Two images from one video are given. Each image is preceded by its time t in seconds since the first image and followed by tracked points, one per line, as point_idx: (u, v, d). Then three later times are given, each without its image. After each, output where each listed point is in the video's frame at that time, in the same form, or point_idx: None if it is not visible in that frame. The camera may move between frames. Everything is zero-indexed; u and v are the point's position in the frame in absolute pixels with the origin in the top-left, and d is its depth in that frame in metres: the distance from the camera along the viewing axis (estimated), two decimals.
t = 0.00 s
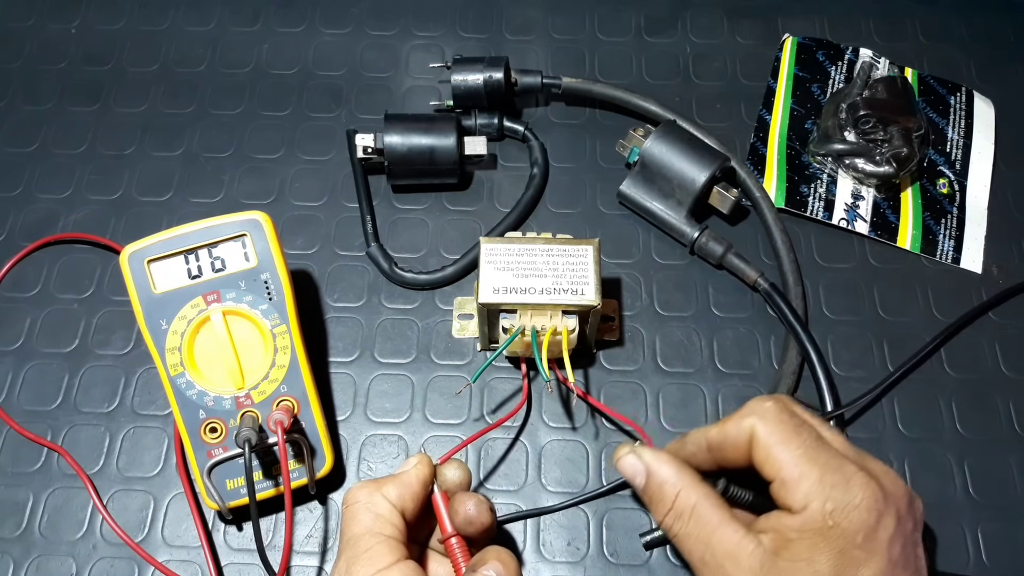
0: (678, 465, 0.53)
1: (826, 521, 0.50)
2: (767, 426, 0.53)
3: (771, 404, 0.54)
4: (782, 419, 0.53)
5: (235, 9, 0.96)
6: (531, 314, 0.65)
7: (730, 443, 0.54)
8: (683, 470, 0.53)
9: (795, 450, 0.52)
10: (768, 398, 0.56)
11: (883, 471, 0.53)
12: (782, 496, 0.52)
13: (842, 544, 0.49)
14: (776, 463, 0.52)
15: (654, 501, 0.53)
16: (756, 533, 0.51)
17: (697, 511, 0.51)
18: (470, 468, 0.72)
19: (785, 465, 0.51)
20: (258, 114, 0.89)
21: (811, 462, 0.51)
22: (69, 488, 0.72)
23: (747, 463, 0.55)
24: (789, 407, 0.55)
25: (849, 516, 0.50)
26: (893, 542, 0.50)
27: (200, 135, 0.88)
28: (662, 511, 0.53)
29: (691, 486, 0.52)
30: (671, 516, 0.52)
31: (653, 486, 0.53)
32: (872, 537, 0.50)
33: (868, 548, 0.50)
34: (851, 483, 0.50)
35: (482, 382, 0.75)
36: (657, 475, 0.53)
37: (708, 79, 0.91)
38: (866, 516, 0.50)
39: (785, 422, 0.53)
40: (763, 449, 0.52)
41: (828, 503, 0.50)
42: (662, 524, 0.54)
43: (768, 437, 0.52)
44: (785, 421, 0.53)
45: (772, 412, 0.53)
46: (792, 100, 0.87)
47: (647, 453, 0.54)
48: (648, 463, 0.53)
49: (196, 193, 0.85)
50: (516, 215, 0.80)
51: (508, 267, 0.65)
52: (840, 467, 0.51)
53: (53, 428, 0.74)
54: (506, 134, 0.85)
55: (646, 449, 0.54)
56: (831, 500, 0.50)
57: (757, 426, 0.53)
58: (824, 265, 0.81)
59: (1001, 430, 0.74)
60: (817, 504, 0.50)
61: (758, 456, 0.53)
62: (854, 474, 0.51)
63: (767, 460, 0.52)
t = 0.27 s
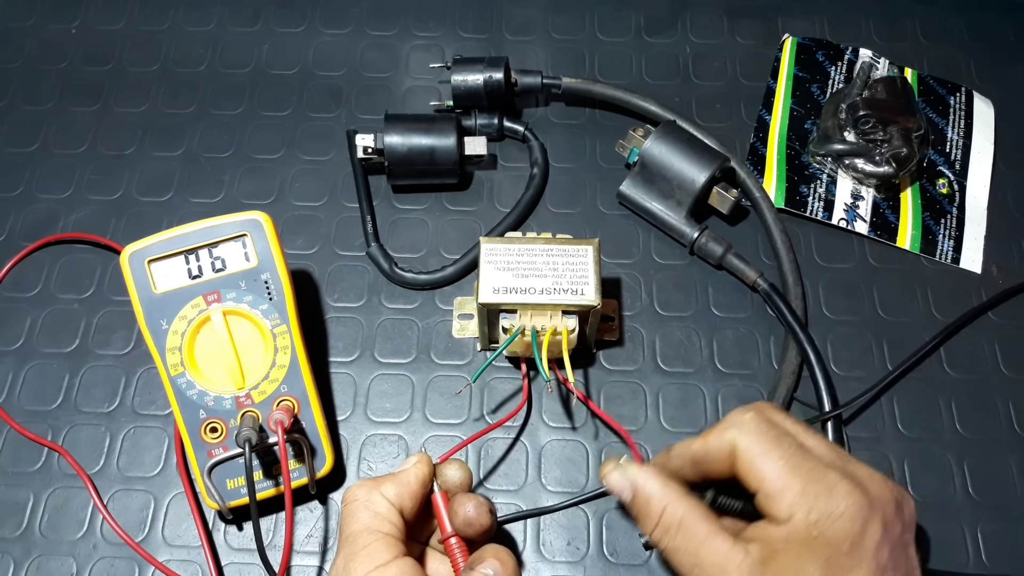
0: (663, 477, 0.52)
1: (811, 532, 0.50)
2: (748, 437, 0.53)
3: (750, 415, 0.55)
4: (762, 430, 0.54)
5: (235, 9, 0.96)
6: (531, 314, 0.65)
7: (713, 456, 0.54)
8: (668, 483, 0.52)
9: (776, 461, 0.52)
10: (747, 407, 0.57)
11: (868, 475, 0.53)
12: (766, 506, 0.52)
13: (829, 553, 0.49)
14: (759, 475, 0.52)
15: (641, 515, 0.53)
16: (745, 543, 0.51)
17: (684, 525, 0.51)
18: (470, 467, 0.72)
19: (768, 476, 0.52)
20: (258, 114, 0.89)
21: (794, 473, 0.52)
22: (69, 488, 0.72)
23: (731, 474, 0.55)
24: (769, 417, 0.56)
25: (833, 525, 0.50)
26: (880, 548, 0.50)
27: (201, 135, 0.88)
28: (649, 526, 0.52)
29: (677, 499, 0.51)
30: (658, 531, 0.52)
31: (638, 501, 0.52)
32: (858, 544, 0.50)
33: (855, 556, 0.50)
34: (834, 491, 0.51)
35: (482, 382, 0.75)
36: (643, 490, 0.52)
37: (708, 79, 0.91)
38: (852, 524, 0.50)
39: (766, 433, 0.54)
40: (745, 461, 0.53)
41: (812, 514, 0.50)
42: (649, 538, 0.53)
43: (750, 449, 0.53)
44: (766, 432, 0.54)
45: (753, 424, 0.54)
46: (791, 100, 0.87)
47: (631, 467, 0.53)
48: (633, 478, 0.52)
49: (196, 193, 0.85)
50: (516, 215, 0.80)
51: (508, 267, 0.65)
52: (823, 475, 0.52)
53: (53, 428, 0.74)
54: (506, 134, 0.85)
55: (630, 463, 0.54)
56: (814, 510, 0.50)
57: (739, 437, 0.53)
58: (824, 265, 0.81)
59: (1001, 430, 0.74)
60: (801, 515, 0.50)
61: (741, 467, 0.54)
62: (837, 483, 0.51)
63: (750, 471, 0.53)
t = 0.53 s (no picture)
0: (663, 481, 0.53)
1: (811, 542, 0.50)
2: (751, 444, 0.52)
3: (754, 419, 0.53)
4: (765, 436, 0.52)
5: (235, 9, 0.96)
6: (531, 314, 0.65)
7: (713, 460, 0.54)
8: (669, 489, 0.53)
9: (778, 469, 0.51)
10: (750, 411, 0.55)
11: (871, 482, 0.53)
12: (766, 514, 0.51)
13: (828, 562, 0.50)
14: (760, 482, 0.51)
15: (642, 519, 0.54)
16: (744, 548, 0.52)
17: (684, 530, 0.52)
18: (470, 468, 0.72)
19: (769, 485, 0.51)
20: (258, 114, 0.89)
21: (796, 483, 0.50)
22: (69, 488, 0.72)
23: (732, 477, 0.55)
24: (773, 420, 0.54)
25: (834, 536, 0.50)
26: (880, 557, 0.50)
27: (200, 135, 0.88)
28: (649, 529, 0.53)
29: (677, 504, 0.52)
30: (658, 535, 0.53)
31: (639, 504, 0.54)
32: (858, 555, 0.50)
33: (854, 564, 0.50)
34: (835, 502, 0.50)
35: (482, 382, 0.75)
36: (644, 493, 0.53)
37: (708, 79, 0.91)
38: (852, 534, 0.50)
39: (770, 439, 0.52)
40: (746, 468, 0.52)
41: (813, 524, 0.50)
42: (650, 540, 0.54)
43: (752, 456, 0.51)
44: (769, 437, 0.52)
45: (755, 429, 0.52)
46: (791, 100, 0.87)
47: (633, 473, 0.54)
48: (634, 482, 0.54)
49: (196, 193, 0.85)
50: (516, 215, 0.80)
51: (508, 267, 0.65)
52: (825, 485, 0.51)
53: (53, 428, 0.74)
54: (506, 134, 0.85)
55: (632, 468, 0.55)
56: (815, 521, 0.50)
57: (740, 444, 0.52)
58: (824, 265, 0.81)
59: (1001, 431, 0.74)
60: (801, 525, 0.50)
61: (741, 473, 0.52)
62: (839, 493, 0.50)
63: (751, 478, 0.51)
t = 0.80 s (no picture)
0: (670, 472, 0.53)
1: (820, 529, 0.50)
2: (761, 434, 0.52)
3: (763, 410, 0.54)
4: (774, 425, 0.53)
5: (235, 9, 0.96)
6: (531, 314, 0.65)
7: (722, 451, 0.54)
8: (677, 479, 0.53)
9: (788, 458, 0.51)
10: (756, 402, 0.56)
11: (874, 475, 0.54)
12: (776, 503, 0.52)
13: (837, 550, 0.50)
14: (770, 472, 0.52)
15: (648, 510, 0.54)
16: (750, 538, 0.52)
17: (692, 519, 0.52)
18: (470, 468, 0.72)
19: (779, 473, 0.51)
20: (258, 114, 0.89)
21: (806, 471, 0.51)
22: (69, 488, 0.72)
23: (739, 468, 0.55)
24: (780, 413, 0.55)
25: (843, 523, 0.50)
26: (887, 547, 0.51)
27: (200, 135, 0.88)
28: (655, 520, 0.53)
29: (684, 494, 0.52)
30: (664, 527, 0.53)
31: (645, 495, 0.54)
32: (867, 543, 0.50)
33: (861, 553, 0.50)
34: (845, 489, 0.51)
35: (482, 382, 0.75)
36: (651, 485, 0.53)
37: (708, 79, 0.91)
38: (861, 522, 0.50)
39: (779, 428, 0.53)
40: (756, 457, 0.52)
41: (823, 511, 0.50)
42: (655, 532, 0.54)
43: (762, 446, 0.52)
44: (778, 428, 0.53)
45: (765, 419, 0.53)
46: (791, 100, 0.87)
47: (639, 464, 0.54)
48: (640, 473, 0.54)
49: (196, 193, 0.85)
50: (516, 215, 0.80)
51: (507, 267, 0.65)
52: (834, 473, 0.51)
53: (53, 428, 0.74)
54: (506, 134, 0.85)
55: (639, 458, 0.55)
56: (825, 508, 0.50)
57: (750, 433, 0.53)
58: (824, 265, 0.81)
59: (1001, 431, 0.74)
60: (811, 512, 0.50)
61: (751, 462, 0.53)
62: (848, 481, 0.51)
63: (760, 467, 0.52)
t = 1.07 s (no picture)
0: (637, 500, 0.54)
1: (785, 556, 0.50)
2: (719, 461, 0.52)
3: (719, 435, 0.54)
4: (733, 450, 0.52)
5: (235, 9, 0.96)
6: (531, 314, 0.65)
7: (686, 475, 0.55)
8: (647, 503, 0.54)
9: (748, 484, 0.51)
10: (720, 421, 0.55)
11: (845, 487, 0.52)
12: (741, 528, 0.52)
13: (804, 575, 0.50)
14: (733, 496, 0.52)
15: (620, 539, 0.55)
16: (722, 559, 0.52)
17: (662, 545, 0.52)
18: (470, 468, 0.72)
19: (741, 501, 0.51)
20: (258, 114, 0.89)
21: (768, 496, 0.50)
22: (69, 488, 0.72)
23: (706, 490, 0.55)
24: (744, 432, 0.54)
25: (806, 549, 0.49)
26: (858, 564, 0.50)
27: (201, 134, 0.88)
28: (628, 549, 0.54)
29: (652, 521, 0.53)
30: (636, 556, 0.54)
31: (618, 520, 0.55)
32: (834, 566, 0.49)
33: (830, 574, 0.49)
34: (807, 513, 0.50)
35: (482, 382, 0.75)
36: (620, 511, 0.54)
37: (708, 79, 0.91)
38: (826, 546, 0.49)
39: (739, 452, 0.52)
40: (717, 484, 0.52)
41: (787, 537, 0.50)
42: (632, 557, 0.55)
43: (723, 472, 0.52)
44: (735, 453, 0.53)
45: (721, 444, 0.53)
46: (791, 100, 0.87)
47: (606, 496, 0.55)
48: (608, 503, 0.55)
49: (196, 193, 0.85)
50: (516, 215, 0.80)
51: (508, 267, 0.65)
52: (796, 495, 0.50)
53: (53, 428, 0.74)
54: (506, 134, 0.85)
55: (608, 485, 0.55)
56: (787, 535, 0.49)
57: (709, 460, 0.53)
58: (824, 265, 0.81)
59: (1001, 431, 0.74)
60: (775, 540, 0.50)
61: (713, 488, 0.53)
62: (810, 504, 0.50)
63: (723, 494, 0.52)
